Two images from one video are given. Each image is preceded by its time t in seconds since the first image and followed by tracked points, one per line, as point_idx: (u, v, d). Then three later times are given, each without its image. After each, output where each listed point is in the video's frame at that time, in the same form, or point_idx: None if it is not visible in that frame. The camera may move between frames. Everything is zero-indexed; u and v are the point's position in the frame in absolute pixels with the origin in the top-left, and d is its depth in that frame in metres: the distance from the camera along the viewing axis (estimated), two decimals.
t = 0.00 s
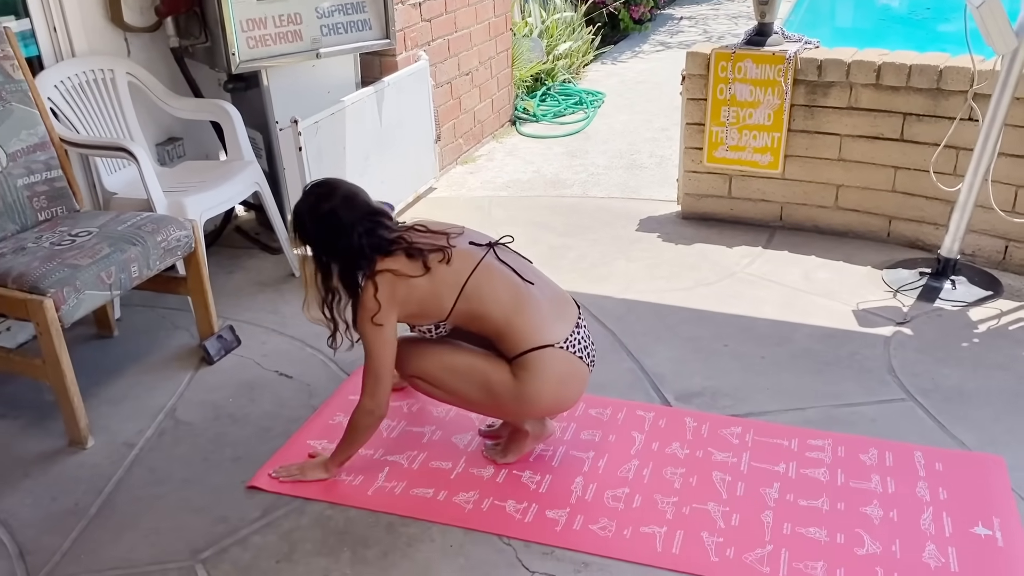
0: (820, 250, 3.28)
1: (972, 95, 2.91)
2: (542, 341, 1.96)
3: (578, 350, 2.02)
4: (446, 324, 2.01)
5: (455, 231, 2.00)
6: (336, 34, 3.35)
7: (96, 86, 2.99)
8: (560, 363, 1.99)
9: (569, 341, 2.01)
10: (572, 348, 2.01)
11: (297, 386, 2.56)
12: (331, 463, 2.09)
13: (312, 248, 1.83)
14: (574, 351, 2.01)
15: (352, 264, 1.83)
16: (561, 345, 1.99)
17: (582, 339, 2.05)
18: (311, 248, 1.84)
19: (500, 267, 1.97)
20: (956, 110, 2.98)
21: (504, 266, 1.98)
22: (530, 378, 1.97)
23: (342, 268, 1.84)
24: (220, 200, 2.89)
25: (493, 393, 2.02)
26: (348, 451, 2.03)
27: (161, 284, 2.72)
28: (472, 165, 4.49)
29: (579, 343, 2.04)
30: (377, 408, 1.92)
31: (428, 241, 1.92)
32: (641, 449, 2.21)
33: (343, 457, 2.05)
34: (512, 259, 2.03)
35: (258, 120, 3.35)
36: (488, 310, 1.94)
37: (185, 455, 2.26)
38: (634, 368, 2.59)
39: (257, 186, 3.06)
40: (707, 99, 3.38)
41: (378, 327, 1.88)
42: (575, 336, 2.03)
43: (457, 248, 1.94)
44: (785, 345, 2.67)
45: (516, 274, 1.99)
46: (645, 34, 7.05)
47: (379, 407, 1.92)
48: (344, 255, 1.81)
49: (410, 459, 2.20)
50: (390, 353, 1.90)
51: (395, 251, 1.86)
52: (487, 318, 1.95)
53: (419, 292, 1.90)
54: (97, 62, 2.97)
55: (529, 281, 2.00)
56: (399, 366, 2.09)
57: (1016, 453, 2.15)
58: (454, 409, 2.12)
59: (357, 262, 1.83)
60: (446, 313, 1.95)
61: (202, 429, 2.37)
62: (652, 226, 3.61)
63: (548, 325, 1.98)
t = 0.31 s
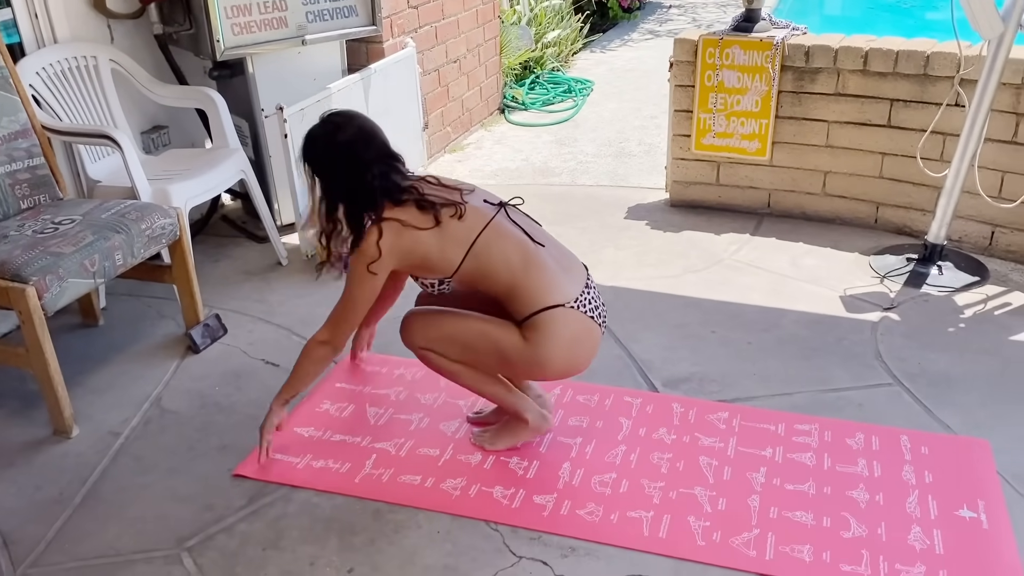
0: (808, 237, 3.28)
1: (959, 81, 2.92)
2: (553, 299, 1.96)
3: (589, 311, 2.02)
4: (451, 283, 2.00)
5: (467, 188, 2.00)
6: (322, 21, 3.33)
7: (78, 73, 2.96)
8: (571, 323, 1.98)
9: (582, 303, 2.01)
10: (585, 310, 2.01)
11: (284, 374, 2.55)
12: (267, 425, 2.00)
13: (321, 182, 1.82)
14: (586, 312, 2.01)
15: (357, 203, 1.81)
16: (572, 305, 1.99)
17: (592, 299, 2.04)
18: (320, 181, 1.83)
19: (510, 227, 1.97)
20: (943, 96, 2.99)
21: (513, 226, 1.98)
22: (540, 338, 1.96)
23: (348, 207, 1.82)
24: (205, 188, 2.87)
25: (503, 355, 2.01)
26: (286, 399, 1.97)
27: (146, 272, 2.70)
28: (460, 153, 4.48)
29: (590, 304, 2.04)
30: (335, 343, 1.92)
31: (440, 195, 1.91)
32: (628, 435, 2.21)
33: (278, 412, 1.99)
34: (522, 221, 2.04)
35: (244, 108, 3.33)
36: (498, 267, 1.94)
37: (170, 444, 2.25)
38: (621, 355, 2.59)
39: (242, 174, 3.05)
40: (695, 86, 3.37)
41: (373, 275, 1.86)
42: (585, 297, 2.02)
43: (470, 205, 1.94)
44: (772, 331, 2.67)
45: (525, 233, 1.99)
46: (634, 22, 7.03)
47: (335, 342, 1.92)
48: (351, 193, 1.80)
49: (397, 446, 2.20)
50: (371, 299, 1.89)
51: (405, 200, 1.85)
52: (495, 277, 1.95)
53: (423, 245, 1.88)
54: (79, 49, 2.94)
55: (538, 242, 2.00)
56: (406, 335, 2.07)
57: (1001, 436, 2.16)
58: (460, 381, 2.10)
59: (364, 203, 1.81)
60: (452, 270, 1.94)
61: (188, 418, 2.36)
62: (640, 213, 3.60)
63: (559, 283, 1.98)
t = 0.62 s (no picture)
0: (789, 231, 3.29)
1: (938, 75, 2.93)
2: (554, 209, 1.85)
3: (594, 222, 1.89)
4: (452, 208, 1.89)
5: (462, 105, 1.90)
6: (303, 16, 3.30)
7: (54, 69, 2.92)
8: (578, 237, 1.86)
9: (586, 215, 1.89)
10: (588, 221, 1.89)
11: (265, 372, 2.54)
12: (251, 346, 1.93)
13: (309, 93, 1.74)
14: (591, 224, 1.89)
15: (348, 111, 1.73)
16: (575, 216, 1.87)
17: (596, 211, 1.92)
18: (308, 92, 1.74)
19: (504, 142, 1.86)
20: (923, 90, 3.00)
21: (508, 144, 1.88)
22: (548, 257, 1.83)
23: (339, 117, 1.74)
24: (185, 185, 2.85)
25: (513, 289, 1.88)
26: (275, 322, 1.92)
27: (124, 271, 2.67)
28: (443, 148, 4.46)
29: (594, 216, 1.92)
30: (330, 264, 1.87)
31: (435, 110, 1.82)
32: (610, 430, 2.21)
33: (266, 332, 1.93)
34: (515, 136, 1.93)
35: (223, 104, 3.31)
36: (498, 180, 1.84)
37: (150, 443, 2.23)
38: (604, 350, 2.59)
39: (222, 171, 3.03)
40: (676, 81, 3.37)
41: (368, 187, 1.78)
42: (587, 208, 1.91)
43: (465, 121, 1.84)
44: (754, 325, 2.68)
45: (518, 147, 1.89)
46: (618, 18, 7.03)
47: (337, 267, 1.88)
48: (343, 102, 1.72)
49: (379, 444, 2.19)
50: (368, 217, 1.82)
51: (398, 109, 1.77)
52: (491, 197, 1.85)
53: (422, 151, 1.78)
54: (55, 45, 2.90)
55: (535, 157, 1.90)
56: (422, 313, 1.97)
57: (981, 428, 2.18)
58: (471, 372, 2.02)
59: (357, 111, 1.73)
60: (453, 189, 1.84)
61: (168, 416, 2.34)
62: (624, 209, 3.60)
63: (558, 196, 1.87)
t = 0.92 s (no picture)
0: (768, 234, 3.31)
1: (913, 78, 2.96)
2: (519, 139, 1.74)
3: (560, 158, 1.79)
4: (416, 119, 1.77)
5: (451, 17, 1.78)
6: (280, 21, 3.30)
7: (28, 76, 2.89)
8: (541, 170, 1.75)
9: (549, 149, 1.78)
10: (552, 156, 1.78)
11: (243, 379, 2.52)
12: (374, 315, 1.84)
13: None
14: (557, 159, 1.78)
15: None
16: (539, 152, 1.76)
17: (561, 147, 1.82)
18: None
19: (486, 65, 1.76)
20: (898, 93, 3.02)
21: (490, 71, 1.76)
22: (510, 195, 1.73)
23: None
24: (161, 192, 2.82)
25: (481, 240, 1.78)
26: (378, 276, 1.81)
27: (100, 279, 2.65)
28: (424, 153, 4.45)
29: (559, 152, 1.81)
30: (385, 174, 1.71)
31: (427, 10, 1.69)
32: (590, 434, 2.21)
33: (381, 291, 1.82)
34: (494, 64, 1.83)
35: (200, 109, 3.29)
36: (473, 98, 1.72)
37: (126, 453, 2.21)
38: (585, 354, 2.59)
39: (200, 177, 3.01)
40: (655, 85, 3.38)
41: (367, 63, 1.62)
42: (552, 144, 1.80)
43: (452, 35, 1.72)
44: (733, 328, 2.69)
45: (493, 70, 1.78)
46: (599, 22, 7.05)
47: (395, 166, 1.72)
48: None
49: (358, 451, 2.17)
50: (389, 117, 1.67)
51: None
52: (458, 124, 1.73)
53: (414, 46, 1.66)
54: (29, 51, 2.87)
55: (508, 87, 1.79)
56: (421, 314, 1.90)
57: (957, 429, 2.19)
58: (462, 373, 1.98)
59: None
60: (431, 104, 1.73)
61: (145, 425, 2.32)
62: (604, 212, 3.61)
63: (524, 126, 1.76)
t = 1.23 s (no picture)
0: (744, 246, 3.33)
1: (884, 90, 2.99)
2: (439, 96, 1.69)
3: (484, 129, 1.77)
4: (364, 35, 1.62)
5: None
6: (254, 37, 3.28)
7: None
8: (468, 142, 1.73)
9: (474, 118, 1.75)
10: (477, 127, 1.76)
11: (216, 398, 2.49)
12: (485, 206, 1.64)
13: None
14: (479, 130, 1.75)
15: None
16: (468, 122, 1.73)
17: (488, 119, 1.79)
18: None
19: None
20: (869, 105, 3.05)
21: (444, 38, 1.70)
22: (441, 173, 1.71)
23: None
24: (134, 209, 2.80)
25: (425, 226, 1.76)
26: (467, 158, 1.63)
27: (71, 298, 2.62)
28: (402, 167, 4.44)
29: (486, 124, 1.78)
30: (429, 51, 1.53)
31: None
32: (567, 449, 2.20)
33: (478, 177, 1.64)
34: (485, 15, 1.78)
35: (173, 125, 3.28)
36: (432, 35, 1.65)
37: (96, 474, 2.18)
38: (561, 368, 2.58)
39: (173, 194, 2.99)
40: (630, 99, 3.40)
41: None
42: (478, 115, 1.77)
43: None
44: (708, 340, 2.69)
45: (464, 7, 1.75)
46: (576, 36, 7.10)
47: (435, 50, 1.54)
48: None
49: (332, 469, 2.16)
50: None
51: None
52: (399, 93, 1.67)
53: None
54: None
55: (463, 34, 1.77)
56: (416, 329, 1.88)
57: (930, 439, 2.20)
58: (445, 378, 1.95)
59: None
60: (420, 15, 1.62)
61: (116, 446, 2.29)
62: (581, 226, 3.62)
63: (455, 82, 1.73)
